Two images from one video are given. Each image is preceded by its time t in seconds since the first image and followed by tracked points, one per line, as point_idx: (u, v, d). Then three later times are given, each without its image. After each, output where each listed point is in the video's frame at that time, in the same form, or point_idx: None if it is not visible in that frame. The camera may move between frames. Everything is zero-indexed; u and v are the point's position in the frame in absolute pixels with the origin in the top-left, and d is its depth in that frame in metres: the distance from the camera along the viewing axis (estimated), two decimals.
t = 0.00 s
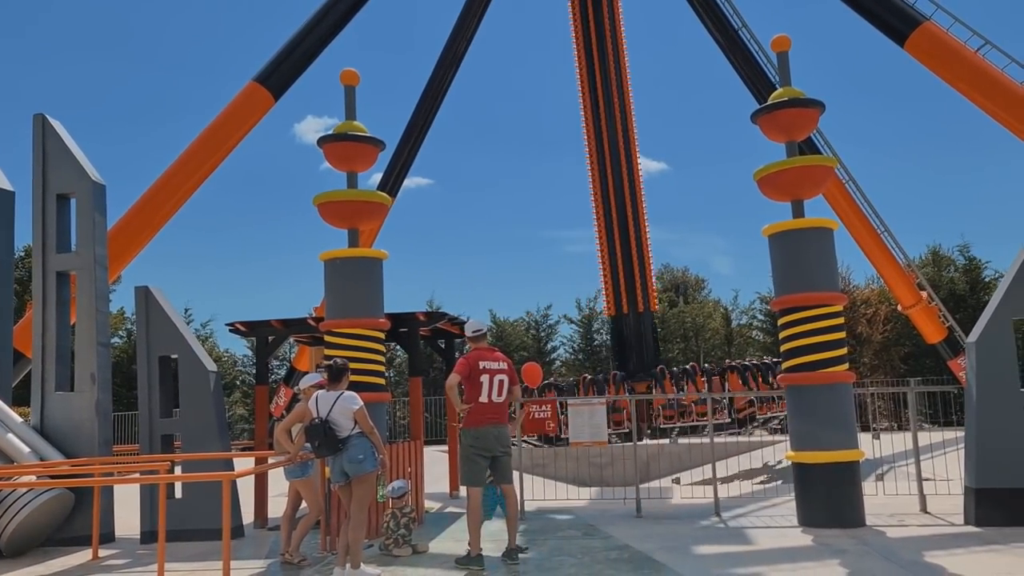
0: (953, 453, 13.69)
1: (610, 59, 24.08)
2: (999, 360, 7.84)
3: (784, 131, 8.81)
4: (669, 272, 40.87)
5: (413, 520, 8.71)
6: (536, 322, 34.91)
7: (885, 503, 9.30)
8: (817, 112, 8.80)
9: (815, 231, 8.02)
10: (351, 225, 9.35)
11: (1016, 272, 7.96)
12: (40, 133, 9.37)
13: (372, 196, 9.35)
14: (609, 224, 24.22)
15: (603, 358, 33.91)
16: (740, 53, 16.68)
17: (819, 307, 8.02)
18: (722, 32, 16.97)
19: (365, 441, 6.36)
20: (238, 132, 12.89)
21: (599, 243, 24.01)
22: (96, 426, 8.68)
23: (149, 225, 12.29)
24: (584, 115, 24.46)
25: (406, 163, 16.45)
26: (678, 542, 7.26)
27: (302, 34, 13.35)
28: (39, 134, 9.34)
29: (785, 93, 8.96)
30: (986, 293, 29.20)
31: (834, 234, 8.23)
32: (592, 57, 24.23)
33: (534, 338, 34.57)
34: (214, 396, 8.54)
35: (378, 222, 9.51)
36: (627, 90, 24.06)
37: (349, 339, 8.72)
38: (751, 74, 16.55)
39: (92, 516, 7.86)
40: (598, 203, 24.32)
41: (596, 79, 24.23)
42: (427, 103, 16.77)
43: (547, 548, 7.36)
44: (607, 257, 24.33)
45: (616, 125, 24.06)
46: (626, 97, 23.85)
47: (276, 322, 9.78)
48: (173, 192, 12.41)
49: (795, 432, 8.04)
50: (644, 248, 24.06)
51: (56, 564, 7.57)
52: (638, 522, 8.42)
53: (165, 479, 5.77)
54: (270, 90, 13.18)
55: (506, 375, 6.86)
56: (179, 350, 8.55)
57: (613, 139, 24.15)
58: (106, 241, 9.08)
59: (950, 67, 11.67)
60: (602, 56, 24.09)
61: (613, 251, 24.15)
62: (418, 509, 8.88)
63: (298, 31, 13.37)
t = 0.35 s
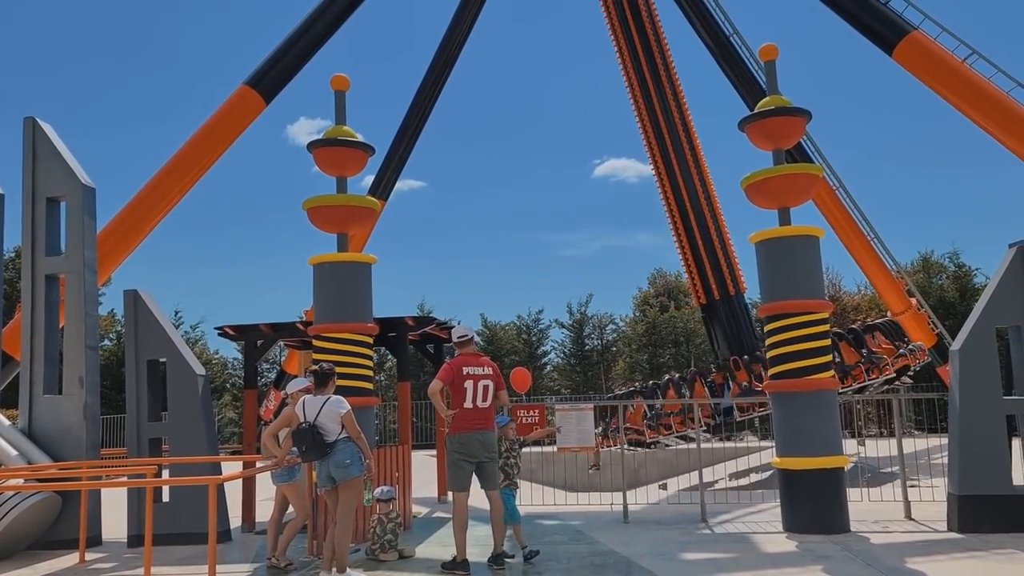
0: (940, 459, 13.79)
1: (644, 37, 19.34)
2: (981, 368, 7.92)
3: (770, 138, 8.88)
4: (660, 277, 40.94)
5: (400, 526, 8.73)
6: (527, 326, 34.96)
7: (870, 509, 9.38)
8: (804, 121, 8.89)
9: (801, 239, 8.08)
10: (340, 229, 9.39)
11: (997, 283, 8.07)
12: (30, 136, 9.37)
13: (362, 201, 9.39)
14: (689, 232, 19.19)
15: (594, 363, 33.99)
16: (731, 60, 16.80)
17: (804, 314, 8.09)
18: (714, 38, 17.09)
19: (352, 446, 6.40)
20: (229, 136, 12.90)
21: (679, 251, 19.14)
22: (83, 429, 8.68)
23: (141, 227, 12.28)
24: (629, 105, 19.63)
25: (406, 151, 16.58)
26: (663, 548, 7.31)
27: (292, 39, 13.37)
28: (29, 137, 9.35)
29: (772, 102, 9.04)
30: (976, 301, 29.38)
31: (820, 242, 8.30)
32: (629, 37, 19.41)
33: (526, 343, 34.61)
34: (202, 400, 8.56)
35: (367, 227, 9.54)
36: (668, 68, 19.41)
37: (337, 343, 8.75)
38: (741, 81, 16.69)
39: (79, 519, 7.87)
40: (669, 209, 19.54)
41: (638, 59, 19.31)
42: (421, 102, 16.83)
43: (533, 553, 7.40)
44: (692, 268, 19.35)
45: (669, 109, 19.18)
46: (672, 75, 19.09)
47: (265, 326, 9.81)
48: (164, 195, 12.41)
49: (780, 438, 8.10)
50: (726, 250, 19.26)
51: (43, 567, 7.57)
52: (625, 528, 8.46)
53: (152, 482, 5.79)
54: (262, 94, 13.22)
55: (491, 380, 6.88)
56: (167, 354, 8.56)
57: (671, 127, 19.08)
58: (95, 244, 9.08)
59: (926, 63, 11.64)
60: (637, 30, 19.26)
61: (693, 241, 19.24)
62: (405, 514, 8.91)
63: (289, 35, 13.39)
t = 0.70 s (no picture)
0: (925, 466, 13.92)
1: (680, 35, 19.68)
2: (960, 376, 8.04)
3: (754, 148, 9.00)
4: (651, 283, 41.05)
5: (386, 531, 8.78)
6: (516, 331, 35.07)
7: (851, 514, 9.50)
8: (788, 131, 9.01)
9: (784, 247, 8.18)
10: (329, 235, 9.46)
11: (976, 292, 8.20)
12: (20, 140, 9.41)
13: (351, 207, 9.47)
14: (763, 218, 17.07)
15: (584, 368, 34.11)
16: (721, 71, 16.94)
17: (787, 321, 8.19)
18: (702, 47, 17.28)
19: (337, 450, 6.45)
20: (222, 138, 12.96)
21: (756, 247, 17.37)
22: (71, 433, 8.69)
23: (135, 227, 12.36)
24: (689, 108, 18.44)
25: (397, 157, 16.64)
26: (646, 553, 7.39)
27: (283, 46, 13.43)
28: (19, 141, 9.38)
29: (756, 111, 9.15)
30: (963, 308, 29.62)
31: (803, 250, 8.41)
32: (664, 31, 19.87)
33: (516, 348, 34.70)
34: (190, 405, 8.59)
35: (356, 232, 9.61)
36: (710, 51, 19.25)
37: (324, 349, 8.81)
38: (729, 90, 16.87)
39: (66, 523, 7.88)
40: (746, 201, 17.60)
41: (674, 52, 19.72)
42: (413, 107, 16.91)
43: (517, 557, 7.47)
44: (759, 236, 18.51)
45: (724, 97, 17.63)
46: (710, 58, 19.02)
47: (253, 331, 9.86)
48: (158, 196, 12.48)
49: (763, 444, 8.18)
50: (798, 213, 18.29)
51: (30, 570, 7.58)
52: (608, 533, 8.54)
53: (139, 486, 5.83)
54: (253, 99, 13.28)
55: (475, 386, 6.93)
56: (155, 358, 8.60)
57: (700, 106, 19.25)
58: (84, 248, 9.10)
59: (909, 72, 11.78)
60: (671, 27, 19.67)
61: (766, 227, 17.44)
62: (392, 519, 8.96)
63: (279, 42, 13.44)
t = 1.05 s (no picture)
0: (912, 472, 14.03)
1: None
2: (943, 382, 8.15)
3: (741, 157, 9.13)
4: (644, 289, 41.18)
5: (376, 535, 8.86)
6: (509, 337, 35.11)
7: (836, 519, 9.63)
8: (774, 140, 9.14)
9: (770, 256, 8.29)
10: (321, 241, 9.55)
11: (958, 301, 8.32)
12: (13, 146, 9.45)
13: (343, 214, 9.56)
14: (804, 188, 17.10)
15: (577, 374, 34.20)
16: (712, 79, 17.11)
17: (773, 329, 8.30)
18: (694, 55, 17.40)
19: (326, 455, 6.51)
20: (217, 141, 13.03)
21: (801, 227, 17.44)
22: (62, 437, 8.73)
23: (131, 228, 12.43)
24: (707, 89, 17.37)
25: (391, 162, 16.73)
26: (633, 557, 7.48)
27: (277, 52, 13.51)
28: (12, 147, 9.42)
29: (744, 121, 9.28)
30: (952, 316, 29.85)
31: (789, 259, 8.52)
32: None
33: (508, 353, 34.74)
34: (181, 409, 8.63)
35: (347, 239, 9.69)
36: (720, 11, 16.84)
37: (316, 355, 8.87)
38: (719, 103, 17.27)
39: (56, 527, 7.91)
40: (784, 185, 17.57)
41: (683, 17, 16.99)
42: (407, 113, 17.00)
43: (506, 562, 7.55)
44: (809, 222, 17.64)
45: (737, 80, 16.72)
46: (721, 18, 16.49)
47: (245, 337, 9.94)
48: (155, 198, 12.55)
49: (749, 450, 8.28)
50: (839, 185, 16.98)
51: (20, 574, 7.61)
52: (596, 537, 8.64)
53: (129, 490, 5.86)
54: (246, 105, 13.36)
55: (463, 392, 7.01)
56: (147, 363, 8.64)
57: (726, 81, 16.89)
58: (76, 253, 9.15)
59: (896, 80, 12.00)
60: None
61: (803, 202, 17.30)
62: (382, 524, 9.03)
63: (273, 49, 13.52)
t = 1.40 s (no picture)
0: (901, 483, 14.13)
1: None
2: (931, 394, 8.24)
3: (732, 171, 9.24)
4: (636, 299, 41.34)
5: (368, 544, 8.89)
6: (501, 347, 35.16)
7: (825, 529, 9.71)
8: (764, 154, 9.25)
9: (760, 268, 8.38)
10: (315, 251, 9.60)
11: (944, 314, 8.44)
12: (8, 154, 9.48)
13: (336, 225, 9.62)
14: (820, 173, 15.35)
15: (568, 384, 34.23)
16: (704, 92, 17.28)
17: (764, 341, 8.38)
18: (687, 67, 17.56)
19: (320, 465, 6.55)
20: (214, 148, 13.10)
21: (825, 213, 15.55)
22: (54, 446, 8.73)
23: (131, 230, 12.49)
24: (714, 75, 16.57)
25: (385, 172, 16.81)
26: (623, 567, 7.53)
27: (271, 63, 13.59)
28: (7, 156, 9.44)
29: (733, 135, 9.39)
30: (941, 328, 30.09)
31: (779, 271, 8.62)
32: None
33: (500, 363, 34.79)
34: (173, 418, 8.65)
35: (341, 250, 9.74)
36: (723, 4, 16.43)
37: (309, 364, 8.91)
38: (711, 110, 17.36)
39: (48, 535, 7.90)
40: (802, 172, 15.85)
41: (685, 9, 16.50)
42: (400, 123, 17.10)
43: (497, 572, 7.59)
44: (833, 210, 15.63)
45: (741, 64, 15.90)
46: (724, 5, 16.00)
47: (238, 346, 9.98)
48: (154, 201, 12.60)
49: (739, 461, 8.35)
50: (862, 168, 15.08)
51: None
52: (587, 547, 8.68)
53: (122, 500, 5.88)
54: (241, 114, 13.42)
55: (456, 402, 7.06)
56: (140, 372, 8.66)
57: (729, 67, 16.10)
58: (70, 261, 9.16)
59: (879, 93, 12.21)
60: None
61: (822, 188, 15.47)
62: (374, 533, 9.05)
63: (267, 60, 13.60)
